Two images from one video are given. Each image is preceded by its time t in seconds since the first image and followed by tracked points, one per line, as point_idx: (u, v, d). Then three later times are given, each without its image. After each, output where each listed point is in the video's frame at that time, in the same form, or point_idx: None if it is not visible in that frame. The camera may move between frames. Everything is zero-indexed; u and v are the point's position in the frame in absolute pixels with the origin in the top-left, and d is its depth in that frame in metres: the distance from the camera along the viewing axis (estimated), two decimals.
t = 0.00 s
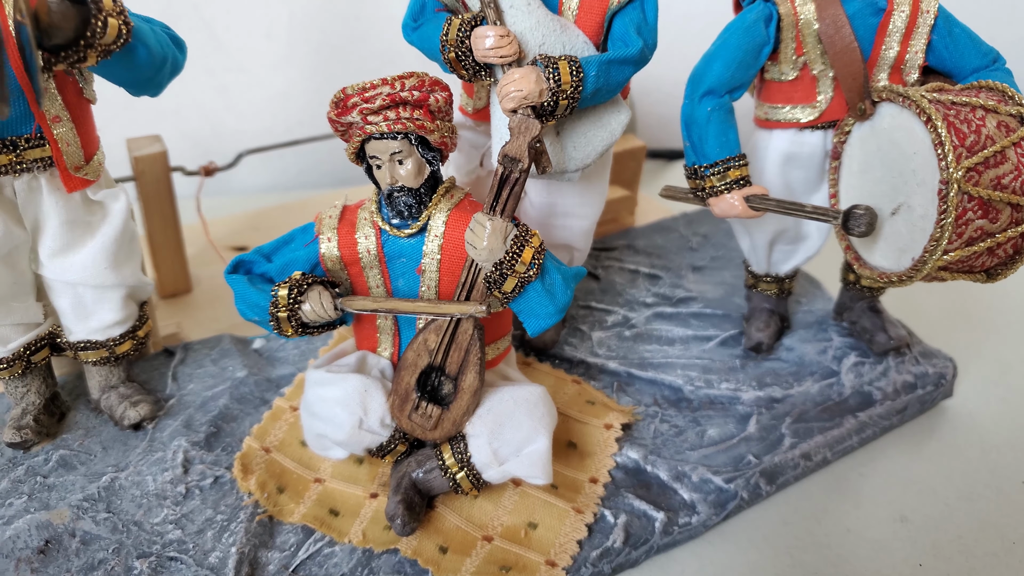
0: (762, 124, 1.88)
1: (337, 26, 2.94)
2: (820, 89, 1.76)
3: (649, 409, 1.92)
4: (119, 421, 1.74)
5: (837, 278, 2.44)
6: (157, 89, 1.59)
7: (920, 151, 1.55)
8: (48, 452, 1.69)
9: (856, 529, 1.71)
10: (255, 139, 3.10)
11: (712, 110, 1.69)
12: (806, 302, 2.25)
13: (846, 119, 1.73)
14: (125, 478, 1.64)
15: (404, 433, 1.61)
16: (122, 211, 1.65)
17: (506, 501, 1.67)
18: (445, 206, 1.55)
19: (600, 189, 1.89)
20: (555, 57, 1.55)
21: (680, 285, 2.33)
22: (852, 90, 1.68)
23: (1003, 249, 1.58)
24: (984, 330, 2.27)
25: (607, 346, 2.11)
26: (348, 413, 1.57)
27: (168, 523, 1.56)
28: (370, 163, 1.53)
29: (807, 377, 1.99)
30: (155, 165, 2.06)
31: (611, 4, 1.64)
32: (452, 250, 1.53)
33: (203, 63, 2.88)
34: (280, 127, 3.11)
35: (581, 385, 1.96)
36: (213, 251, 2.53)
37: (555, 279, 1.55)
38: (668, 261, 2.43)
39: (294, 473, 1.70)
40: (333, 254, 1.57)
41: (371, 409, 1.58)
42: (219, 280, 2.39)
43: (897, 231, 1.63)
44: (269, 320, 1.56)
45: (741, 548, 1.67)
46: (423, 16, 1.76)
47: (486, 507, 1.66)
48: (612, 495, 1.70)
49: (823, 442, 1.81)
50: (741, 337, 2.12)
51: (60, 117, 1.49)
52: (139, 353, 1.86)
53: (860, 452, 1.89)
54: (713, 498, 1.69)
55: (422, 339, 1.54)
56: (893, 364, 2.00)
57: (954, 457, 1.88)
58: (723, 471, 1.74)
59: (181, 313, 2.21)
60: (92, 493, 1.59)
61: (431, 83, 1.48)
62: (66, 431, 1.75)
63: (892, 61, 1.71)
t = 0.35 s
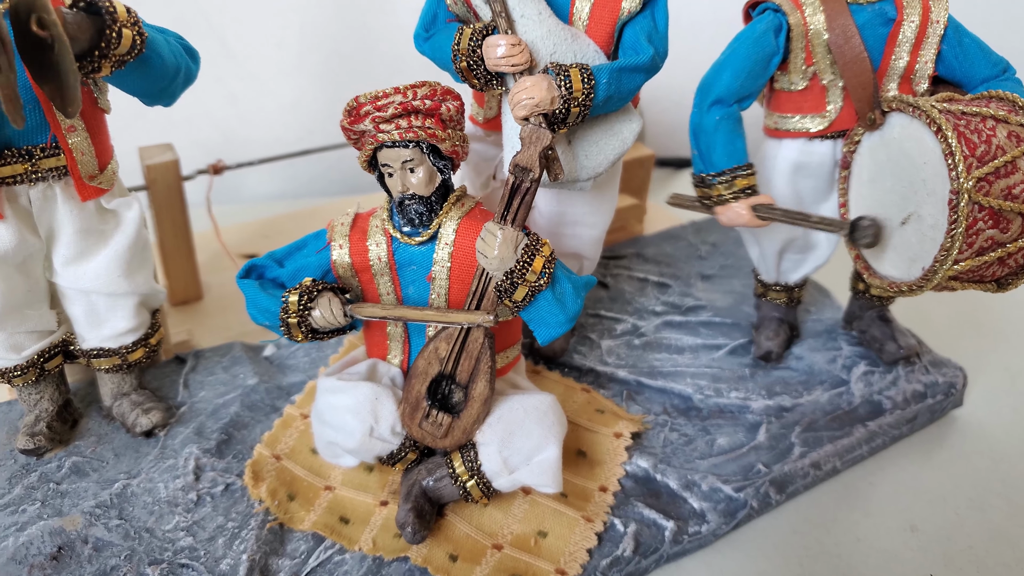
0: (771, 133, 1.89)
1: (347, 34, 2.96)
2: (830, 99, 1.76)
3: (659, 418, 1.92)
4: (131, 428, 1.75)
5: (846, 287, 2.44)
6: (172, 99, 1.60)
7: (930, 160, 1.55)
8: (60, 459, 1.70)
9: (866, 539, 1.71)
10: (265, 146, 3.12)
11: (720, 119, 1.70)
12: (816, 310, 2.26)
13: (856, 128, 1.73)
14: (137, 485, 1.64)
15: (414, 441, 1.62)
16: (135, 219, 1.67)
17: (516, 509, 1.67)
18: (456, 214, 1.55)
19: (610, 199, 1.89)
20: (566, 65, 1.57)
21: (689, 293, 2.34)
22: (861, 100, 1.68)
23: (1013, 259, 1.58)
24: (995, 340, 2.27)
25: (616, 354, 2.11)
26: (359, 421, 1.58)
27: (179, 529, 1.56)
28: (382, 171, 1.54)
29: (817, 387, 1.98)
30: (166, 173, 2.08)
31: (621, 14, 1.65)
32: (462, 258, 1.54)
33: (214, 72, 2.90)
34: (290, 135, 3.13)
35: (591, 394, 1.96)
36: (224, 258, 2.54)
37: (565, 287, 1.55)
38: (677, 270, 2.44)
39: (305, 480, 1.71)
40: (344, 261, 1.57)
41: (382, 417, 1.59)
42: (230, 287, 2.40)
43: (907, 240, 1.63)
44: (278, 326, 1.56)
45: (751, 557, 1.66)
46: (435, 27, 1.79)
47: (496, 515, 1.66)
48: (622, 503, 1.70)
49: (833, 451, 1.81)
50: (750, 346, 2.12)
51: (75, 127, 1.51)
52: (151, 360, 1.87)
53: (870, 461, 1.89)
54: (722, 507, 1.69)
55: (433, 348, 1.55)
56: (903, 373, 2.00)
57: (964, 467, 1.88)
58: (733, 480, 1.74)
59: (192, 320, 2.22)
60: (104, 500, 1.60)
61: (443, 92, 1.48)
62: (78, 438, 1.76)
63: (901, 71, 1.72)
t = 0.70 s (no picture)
0: (781, 142, 1.89)
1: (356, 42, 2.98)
2: (839, 109, 1.76)
3: (668, 426, 1.92)
4: (143, 434, 1.76)
5: (855, 296, 2.44)
6: (184, 108, 1.61)
7: (939, 170, 1.56)
8: (73, 465, 1.70)
9: (876, 548, 1.70)
10: (274, 154, 3.14)
11: (694, 97, 1.71)
12: (825, 319, 2.26)
13: (865, 137, 1.74)
14: (149, 491, 1.65)
15: (424, 448, 1.62)
16: (147, 226, 1.68)
17: (526, 517, 1.67)
18: (467, 222, 1.55)
19: (619, 207, 1.90)
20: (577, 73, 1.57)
21: (698, 301, 2.34)
22: (871, 109, 1.68)
23: None
24: (1005, 349, 2.26)
25: (625, 362, 2.12)
26: (369, 428, 1.58)
27: (190, 536, 1.57)
28: (393, 180, 1.55)
29: (826, 395, 1.98)
30: (178, 180, 2.09)
31: (631, 24, 1.66)
32: (472, 267, 1.53)
33: (224, 79, 2.92)
34: (299, 142, 3.15)
35: (600, 402, 1.96)
36: (234, 265, 2.55)
37: (576, 296, 1.55)
38: (686, 278, 2.45)
39: (315, 487, 1.71)
40: (356, 268, 1.57)
41: (392, 425, 1.59)
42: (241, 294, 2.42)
43: (917, 249, 1.64)
44: (288, 332, 1.57)
45: (761, 565, 1.65)
46: (446, 36, 1.80)
47: (506, 522, 1.66)
48: (631, 511, 1.70)
49: (842, 460, 1.81)
50: (760, 354, 2.12)
51: (89, 135, 1.53)
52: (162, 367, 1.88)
53: (879, 470, 1.88)
54: (732, 515, 1.69)
55: (444, 355, 1.55)
56: (912, 382, 1.99)
57: (974, 476, 1.87)
58: (742, 488, 1.74)
59: (203, 327, 2.23)
60: (116, 506, 1.61)
61: (455, 101, 1.48)
62: (90, 444, 1.77)
63: (911, 80, 1.72)
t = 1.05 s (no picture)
0: (791, 152, 1.91)
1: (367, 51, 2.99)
2: (850, 119, 1.77)
3: (679, 434, 1.92)
4: (157, 441, 1.77)
5: (865, 304, 2.45)
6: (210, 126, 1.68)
7: (950, 180, 1.56)
8: (87, 472, 1.72)
9: (887, 557, 1.69)
10: (285, 161, 3.15)
11: (748, 140, 1.68)
12: (834, 327, 2.26)
13: (876, 147, 1.76)
14: (163, 498, 1.66)
15: (437, 456, 1.63)
16: (162, 234, 1.69)
17: (538, 525, 1.68)
18: (480, 232, 1.55)
19: (630, 218, 1.92)
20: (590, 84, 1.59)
21: (708, 309, 2.35)
22: (881, 119, 1.70)
23: None
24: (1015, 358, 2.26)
25: (635, 370, 2.12)
26: (383, 436, 1.59)
27: (204, 543, 1.58)
28: (407, 190, 1.54)
29: (836, 404, 1.99)
30: (191, 189, 2.11)
31: (644, 35, 1.67)
32: (485, 276, 1.53)
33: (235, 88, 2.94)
34: (310, 150, 3.16)
35: (611, 410, 1.97)
36: (245, 273, 2.56)
37: (588, 304, 1.56)
38: (695, 286, 2.45)
39: (327, 494, 1.72)
40: (369, 278, 1.57)
41: (405, 432, 1.60)
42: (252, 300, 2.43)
43: (927, 259, 1.64)
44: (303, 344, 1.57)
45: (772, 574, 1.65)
46: (460, 47, 1.83)
47: (518, 530, 1.67)
48: (642, 520, 1.70)
49: (853, 468, 1.81)
50: (770, 362, 2.13)
51: (106, 144, 1.54)
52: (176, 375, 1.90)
53: (890, 479, 1.88)
54: (743, 524, 1.69)
55: (458, 362, 1.56)
56: (922, 391, 1.99)
57: (984, 485, 1.87)
58: (753, 496, 1.75)
59: (215, 334, 2.25)
60: (130, 513, 1.62)
61: (468, 112, 1.49)
62: (104, 451, 1.78)
63: (921, 90, 1.73)
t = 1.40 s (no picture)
0: (802, 163, 1.92)
1: (377, 61, 3.02)
2: (861, 130, 1.79)
3: (691, 443, 1.93)
4: (173, 450, 1.78)
5: (874, 314, 2.46)
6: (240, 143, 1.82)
7: (963, 192, 1.57)
8: (105, 480, 1.73)
9: (900, 566, 1.70)
10: (295, 171, 3.18)
11: (754, 149, 1.74)
12: (844, 337, 2.27)
13: (887, 158, 1.78)
14: (180, 506, 1.67)
15: (452, 465, 1.64)
16: (180, 244, 1.70)
17: (551, 534, 1.68)
18: (495, 243, 1.56)
19: (642, 229, 1.93)
20: (601, 99, 1.60)
21: (718, 319, 2.36)
22: (892, 131, 1.72)
23: None
24: None
25: (647, 380, 2.14)
26: (398, 444, 1.60)
27: (221, 551, 1.59)
28: (422, 203, 1.54)
29: (847, 413, 1.99)
30: (204, 199, 2.12)
31: (657, 47, 1.68)
32: (501, 287, 1.54)
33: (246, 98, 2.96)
34: (320, 159, 3.18)
35: (623, 419, 1.98)
36: (257, 282, 2.58)
37: (603, 315, 1.57)
38: (705, 295, 2.47)
39: (342, 503, 1.73)
40: (384, 290, 1.57)
41: (420, 441, 1.61)
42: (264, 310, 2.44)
43: (940, 269, 1.66)
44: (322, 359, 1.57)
45: None
46: (472, 59, 1.85)
47: (532, 539, 1.67)
48: (656, 528, 1.71)
49: (865, 478, 1.82)
50: (780, 372, 2.14)
51: (126, 156, 1.57)
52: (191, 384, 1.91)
53: (901, 489, 1.88)
54: (756, 533, 1.70)
55: (472, 372, 1.57)
56: (933, 401, 2.00)
57: (996, 494, 1.87)
58: (766, 505, 1.75)
59: (228, 343, 2.26)
60: (148, 521, 1.63)
61: (484, 126, 1.49)
62: (120, 459, 1.79)
63: (932, 102, 1.74)
